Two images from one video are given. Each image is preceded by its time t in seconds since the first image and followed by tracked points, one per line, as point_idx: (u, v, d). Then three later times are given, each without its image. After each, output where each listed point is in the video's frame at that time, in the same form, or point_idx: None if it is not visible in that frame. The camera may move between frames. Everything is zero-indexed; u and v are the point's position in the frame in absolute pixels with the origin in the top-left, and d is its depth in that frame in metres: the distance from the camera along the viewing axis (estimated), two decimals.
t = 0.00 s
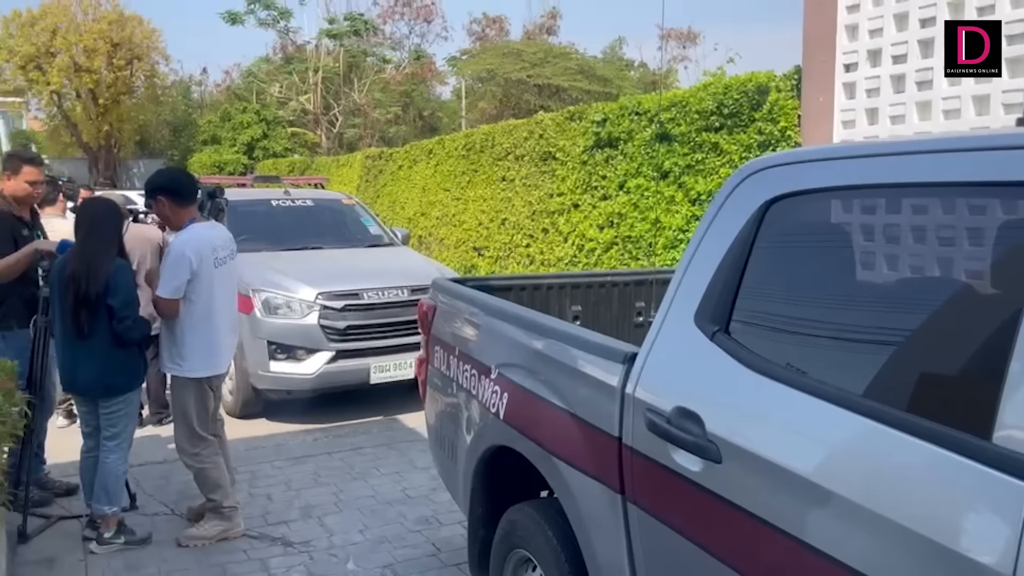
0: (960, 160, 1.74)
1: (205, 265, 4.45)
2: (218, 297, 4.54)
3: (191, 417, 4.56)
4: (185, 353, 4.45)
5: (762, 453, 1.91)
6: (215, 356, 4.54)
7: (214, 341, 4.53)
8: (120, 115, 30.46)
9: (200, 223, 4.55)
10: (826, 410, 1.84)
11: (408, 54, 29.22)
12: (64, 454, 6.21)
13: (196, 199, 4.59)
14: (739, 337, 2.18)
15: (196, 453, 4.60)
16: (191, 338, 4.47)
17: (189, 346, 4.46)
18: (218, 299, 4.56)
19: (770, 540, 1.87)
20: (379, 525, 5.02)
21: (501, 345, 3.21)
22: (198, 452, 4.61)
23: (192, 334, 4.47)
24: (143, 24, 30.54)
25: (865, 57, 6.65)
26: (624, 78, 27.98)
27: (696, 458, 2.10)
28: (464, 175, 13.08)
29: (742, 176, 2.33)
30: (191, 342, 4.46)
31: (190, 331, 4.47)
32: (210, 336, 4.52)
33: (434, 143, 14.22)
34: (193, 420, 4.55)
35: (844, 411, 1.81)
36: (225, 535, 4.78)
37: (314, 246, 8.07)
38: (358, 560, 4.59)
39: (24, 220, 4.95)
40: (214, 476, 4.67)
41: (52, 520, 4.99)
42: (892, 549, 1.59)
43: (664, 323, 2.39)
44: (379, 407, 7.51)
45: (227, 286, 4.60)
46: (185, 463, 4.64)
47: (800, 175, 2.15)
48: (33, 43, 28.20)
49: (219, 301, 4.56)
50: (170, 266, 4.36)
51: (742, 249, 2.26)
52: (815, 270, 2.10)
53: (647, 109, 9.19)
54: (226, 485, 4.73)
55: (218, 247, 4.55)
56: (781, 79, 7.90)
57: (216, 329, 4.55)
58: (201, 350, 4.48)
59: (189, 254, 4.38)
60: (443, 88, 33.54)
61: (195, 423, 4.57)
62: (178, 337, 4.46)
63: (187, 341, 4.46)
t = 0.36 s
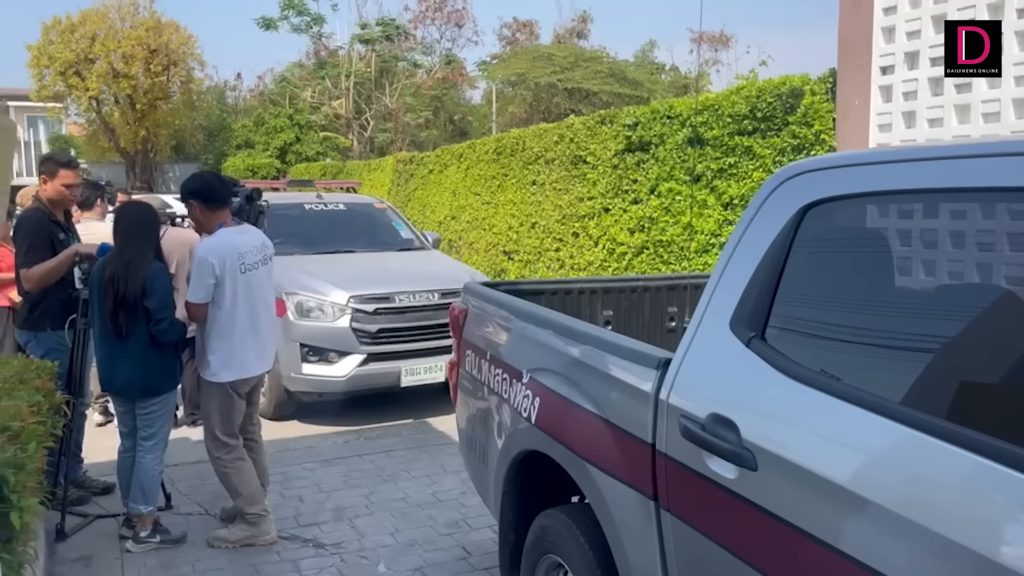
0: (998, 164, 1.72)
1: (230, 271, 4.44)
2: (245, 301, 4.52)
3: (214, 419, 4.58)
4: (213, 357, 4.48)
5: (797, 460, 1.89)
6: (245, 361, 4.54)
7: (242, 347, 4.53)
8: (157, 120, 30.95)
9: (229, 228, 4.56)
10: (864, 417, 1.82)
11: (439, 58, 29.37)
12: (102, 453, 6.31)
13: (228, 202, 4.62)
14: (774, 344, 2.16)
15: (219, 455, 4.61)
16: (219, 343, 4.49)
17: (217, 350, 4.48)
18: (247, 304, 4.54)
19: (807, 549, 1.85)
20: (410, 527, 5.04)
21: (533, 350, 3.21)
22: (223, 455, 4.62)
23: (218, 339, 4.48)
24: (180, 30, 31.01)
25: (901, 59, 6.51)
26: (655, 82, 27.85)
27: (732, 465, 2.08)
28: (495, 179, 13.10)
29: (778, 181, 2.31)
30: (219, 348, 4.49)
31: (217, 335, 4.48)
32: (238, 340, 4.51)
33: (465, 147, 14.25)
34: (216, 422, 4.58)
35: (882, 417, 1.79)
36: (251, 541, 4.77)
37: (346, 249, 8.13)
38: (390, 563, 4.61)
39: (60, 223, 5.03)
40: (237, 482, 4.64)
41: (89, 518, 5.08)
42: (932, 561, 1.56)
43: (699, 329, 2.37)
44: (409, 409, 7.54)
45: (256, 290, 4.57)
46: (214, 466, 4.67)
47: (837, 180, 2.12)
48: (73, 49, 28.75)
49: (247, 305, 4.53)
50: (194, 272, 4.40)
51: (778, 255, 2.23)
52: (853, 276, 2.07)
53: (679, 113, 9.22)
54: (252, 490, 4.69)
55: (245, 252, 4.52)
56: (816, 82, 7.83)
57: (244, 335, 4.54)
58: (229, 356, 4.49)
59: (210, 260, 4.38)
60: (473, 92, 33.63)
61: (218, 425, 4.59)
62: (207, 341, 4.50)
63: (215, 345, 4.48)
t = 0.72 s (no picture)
0: None
1: (242, 270, 4.46)
2: (258, 300, 4.50)
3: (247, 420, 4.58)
4: (226, 354, 4.52)
5: (820, 465, 1.87)
6: (260, 360, 4.50)
7: (256, 346, 4.50)
8: (179, 124, 31.26)
9: (248, 226, 4.58)
10: (887, 422, 1.80)
11: (459, 62, 29.47)
12: (124, 453, 6.37)
13: (252, 201, 4.65)
14: (796, 347, 2.14)
15: (254, 457, 4.63)
16: (232, 340, 4.51)
17: (231, 347, 4.51)
18: (262, 303, 4.52)
19: (829, 554, 1.83)
20: (428, 530, 5.05)
21: (553, 353, 3.20)
22: (257, 457, 4.64)
23: (231, 336, 4.51)
24: (202, 35, 31.29)
25: (925, 62, 6.52)
26: (675, 85, 27.79)
27: (754, 470, 2.06)
28: (514, 183, 13.10)
29: (800, 184, 2.30)
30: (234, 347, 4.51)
31: (231, 332, 4.52)
32: (250, 339, 4.50)
33: (484, 151, 14.28)
34: (251, 425, 4.58)
35: (905, 422, 1.77)
36: (271, 544, 4.79)
37: (366, 252, 8.16)
38: (408, 565, 4.62)
39: (81, 227, 5.07)
40: (267, 485, 4.66)
41: (112, 518, 5.12)
42: (957, 568, 1.54)
43: (719, 333, 2.36)
44: (428, 412, 7.56)
45: (272, 289, 4.55)
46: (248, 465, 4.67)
47: (862, 182, 2.10)
48: (97, 54, 29.10)
49: (260, 304, 4.51)
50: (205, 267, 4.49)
51: (801, 259, 2.21)
52: (876, 280, 2.05)
53: (699, 116, 9.10)
54: (278, 494, 4.71)
55: (258, 250, 4.52)
56: (839, 85, 7.73)
57: (259, 333, 4.51)
58: (243, 355, 4.49)
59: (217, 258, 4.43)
60: (492, 96, 33.70)
61: (253, 427, 4.60)
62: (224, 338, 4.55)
63: (229, 342, 4.52)
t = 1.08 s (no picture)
0: None
1: (248, 271, 4.47)
2: (265, 302, 4.50)
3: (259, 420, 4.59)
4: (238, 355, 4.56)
5: (833, 468, 1.86)
6: (268, 361, 4.51)
7: (264, 347, 4.51)
8: (192, 127, 31.43)
9: (258, 227, 4.60)
10: (901, 426, 1.79)
11: (470, 65, 29.53)
12: (136, 454, 6.40)
13: (268, 203, 4.67)
14: (808, 350, 2.13)
15: (266, 457, 4.64)
16: (243, 340, 4.55)
17: (241, 348, 4.55)
18: (270, 304, 4.52)
19: (842, 558, 1.82)
20: (438, 532, 5.04)
21: (565, 356, 3.19)
22: (268, 456, 4.65)
23: (242, 336, 4.55)
24: (215, 39, 31.45)
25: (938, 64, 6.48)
26: (687, 87, 27.70)
27: (767, 474, 2.05)
28: (525, 185, 13.10)
29: (812, 186, 2.29)
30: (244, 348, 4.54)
31: (242, 332, 4.55)
32: (258, 340, 4.51)
33: (495, 153, 14.27)
34: (263, 426, 4.59)
35: (919, 426, 1.76)
36: (281, 545, 4.80)
37: (377, 254, 8.17)
38: (418, 567, 4.62)
39: (93, 230, 5.10)
40: (278, 486, 4.68)
41: (124, 518, 5.14)
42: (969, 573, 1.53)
43: (731, 336, 2.35)
44: (439, 414, 7.56)
45: (281, 290, 4.55)
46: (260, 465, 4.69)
47: (874, 185, 2.09)
48: (111, 58, 29.27)
49: (267, 305, 4.51)
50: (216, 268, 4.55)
51: (814, 262, 2.20)
52: (889, 283, 2.04)
53: (710, 118, 9.11)
54: (289, 496, 4.73)
55: (265, 252, 4.51)
56: (851, 88, 7.69)
57: (267, 335, 4.51)
58: (252, 356, 4.52)
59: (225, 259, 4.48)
60: (503, 99, 33.73)
61: (266, 428, 4.61)
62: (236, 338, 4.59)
63: (240, 343, 4.56)
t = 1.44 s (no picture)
0: None
1: (258, 270, 4.50)
2: (272, 302, 4.52)
3: (257, 423, 4.60)
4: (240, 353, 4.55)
5: (839, 472, 1.85)
6: (268, 361, 4.51)
7: (265, 347, 4.51)
8: (198, 129, 31.50)
9: (274, 228, 4.64)
10: (907, 430, 1.78)
11: (475, 68, 29.57)
12: (142, 456, 6.41)
13: (289, 204, 4.71)
14: (814, 353, 2.13)
15: (264, 460, 4.65)
16: (246, 340, 4.55)
17: (245, 347, 4.55)
18: (275, 305, 4.53)
19: (848, 562, 1.81)
20: (443, 535, 5.04)
21: (570, 358, 3.19)
22: (266, 459, 4.66)
23: (246, 335, 4.54)
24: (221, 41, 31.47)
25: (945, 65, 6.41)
26: (692, 90, 27.72)
27: (772, 477, 2.04)
28: (530, 188, 13.10)
29: (817, 188, 2.28)
30: (245, 346, 4.55)
31: (247, 330, 4.55)
32: (261, 340, 4.51)
33: (499, 156, 14.28)
34: (260, 429, 4.60)
35: (925, 429, 1.75)
36: (285, 547, 4.79)
37: (381, 257, 8.18)
38: (423, 569, 4.61)
39: (99, 232, 5.12)
40: (279, 488, 4.68)
41: (129, 520, 5.15)
42: None
43: (736, 339, 2.34)
44: (444, 416, 7.56)
45: (288, 292, 4.55)
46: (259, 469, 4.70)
47: (880, 186, 2.08)
48: (117, 60, 29.36)
49: (274, 305, 4.52)
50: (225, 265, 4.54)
51: (820, 264, 2.19)
52: (895, 286, 2.03)
53: (715, 120, 9.09)
54: (290, 498, 4.73)
55: (277, 252, 4.54)
56: (856, 90, 7.68)
57: (269, 335, 4.51)
58: (251, 355, 4.52)
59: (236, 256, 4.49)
60: (508, 101, 33.77)
61: (263, 432, 4.62)
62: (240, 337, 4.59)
63: (244, 341, 4.55)
